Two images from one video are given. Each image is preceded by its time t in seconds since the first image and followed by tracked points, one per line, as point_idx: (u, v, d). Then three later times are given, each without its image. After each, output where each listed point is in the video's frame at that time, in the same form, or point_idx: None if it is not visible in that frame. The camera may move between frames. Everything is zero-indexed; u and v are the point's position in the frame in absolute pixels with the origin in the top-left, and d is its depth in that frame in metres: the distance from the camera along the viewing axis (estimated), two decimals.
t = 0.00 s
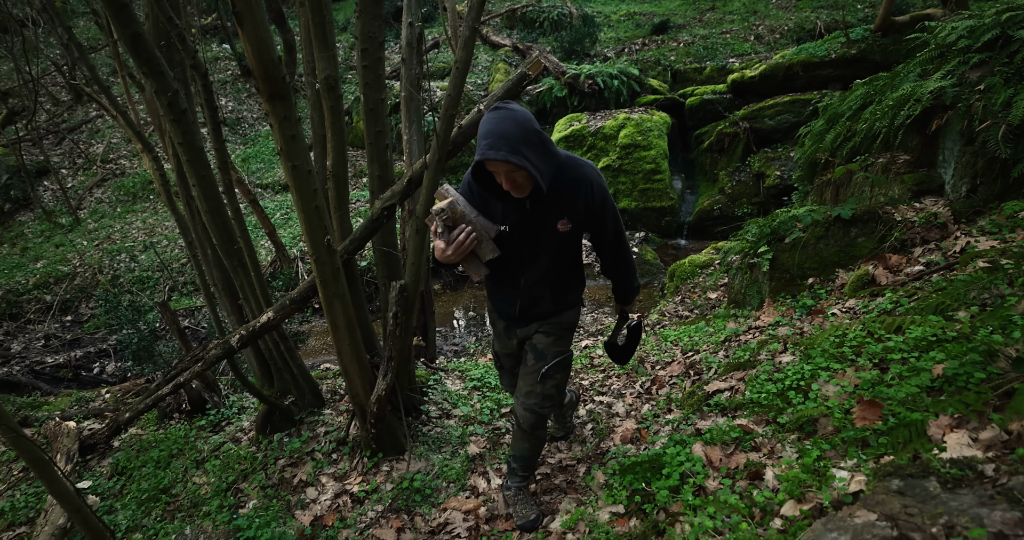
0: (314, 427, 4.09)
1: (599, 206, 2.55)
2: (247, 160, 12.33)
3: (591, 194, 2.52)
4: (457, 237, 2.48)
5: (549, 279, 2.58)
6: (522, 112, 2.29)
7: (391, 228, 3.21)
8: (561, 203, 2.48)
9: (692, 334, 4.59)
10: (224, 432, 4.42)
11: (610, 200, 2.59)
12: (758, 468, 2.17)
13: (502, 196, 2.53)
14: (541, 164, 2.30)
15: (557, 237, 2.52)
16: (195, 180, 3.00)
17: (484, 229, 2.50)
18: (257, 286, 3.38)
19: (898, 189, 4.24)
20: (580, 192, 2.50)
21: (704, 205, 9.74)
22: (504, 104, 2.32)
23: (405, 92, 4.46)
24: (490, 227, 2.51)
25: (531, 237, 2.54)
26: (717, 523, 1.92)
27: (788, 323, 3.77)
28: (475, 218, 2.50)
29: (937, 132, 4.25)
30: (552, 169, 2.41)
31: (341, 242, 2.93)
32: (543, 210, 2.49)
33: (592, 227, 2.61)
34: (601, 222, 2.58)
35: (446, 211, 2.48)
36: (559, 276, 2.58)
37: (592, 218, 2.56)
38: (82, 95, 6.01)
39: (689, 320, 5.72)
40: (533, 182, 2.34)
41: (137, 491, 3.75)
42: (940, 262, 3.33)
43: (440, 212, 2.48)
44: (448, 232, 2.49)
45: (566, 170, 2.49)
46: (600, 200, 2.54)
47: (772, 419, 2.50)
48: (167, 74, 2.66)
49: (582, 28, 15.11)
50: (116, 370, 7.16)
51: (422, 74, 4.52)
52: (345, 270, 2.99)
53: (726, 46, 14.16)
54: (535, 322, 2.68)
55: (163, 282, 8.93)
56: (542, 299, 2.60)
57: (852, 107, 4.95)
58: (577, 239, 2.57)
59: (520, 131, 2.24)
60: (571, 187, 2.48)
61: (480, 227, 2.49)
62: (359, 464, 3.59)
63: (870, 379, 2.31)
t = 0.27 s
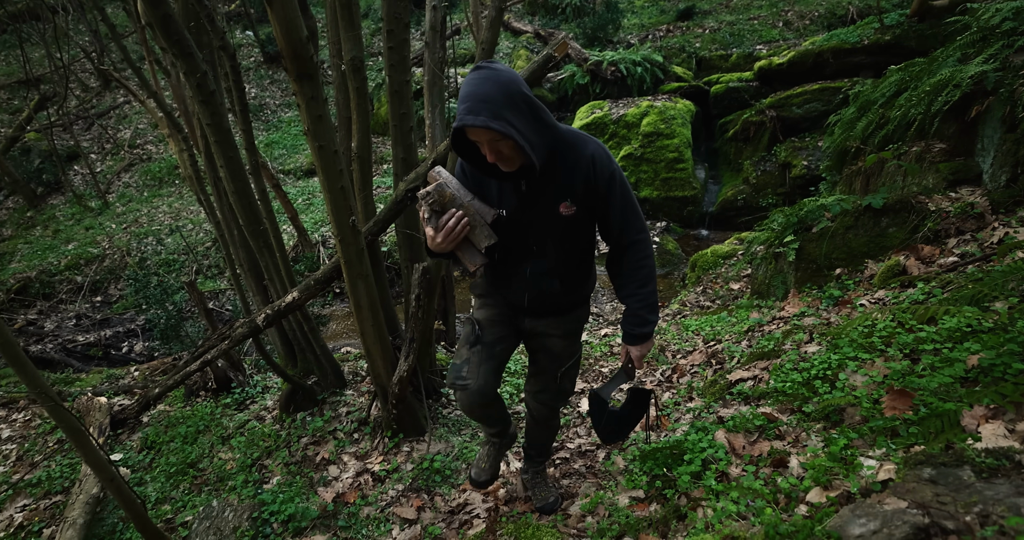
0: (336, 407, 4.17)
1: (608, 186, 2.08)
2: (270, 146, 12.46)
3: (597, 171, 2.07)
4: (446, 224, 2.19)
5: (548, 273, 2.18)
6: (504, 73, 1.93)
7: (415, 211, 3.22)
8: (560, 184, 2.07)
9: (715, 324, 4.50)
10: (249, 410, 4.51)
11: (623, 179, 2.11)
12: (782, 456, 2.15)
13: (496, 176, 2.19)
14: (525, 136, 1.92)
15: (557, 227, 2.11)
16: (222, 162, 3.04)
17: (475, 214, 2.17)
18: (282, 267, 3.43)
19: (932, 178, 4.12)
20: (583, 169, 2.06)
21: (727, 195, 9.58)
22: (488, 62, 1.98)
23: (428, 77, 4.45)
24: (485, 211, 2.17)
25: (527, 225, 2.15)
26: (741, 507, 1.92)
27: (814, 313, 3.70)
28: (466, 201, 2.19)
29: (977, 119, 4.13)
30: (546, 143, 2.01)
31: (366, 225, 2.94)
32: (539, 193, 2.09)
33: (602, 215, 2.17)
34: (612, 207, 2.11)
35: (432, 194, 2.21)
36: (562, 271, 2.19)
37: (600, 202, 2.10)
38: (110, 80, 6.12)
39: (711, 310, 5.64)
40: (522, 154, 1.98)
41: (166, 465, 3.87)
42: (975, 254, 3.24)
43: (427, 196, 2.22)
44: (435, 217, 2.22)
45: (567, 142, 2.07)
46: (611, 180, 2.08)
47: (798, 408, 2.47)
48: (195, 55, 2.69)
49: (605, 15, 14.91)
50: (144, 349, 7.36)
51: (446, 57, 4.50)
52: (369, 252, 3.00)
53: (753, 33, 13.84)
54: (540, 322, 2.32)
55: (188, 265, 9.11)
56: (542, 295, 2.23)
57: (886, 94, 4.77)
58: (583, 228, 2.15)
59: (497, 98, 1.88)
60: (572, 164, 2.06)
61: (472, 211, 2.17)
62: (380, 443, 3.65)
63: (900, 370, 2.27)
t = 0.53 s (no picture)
0: (360, 387, 4.26)
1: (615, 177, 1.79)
2: (296, 132, 12.61)
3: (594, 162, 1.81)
4: (439, 242, 2.08)
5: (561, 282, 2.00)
6: (470, 72, 1.74)
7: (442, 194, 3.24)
8: (555, 183, 1.85)
9: (739, 315, 4.48)
10: (276, 389, 4.62)
11: (633, 165, 1.79)
12: (808, 445, 2.14)
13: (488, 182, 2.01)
14: (500, 140, 1.73)
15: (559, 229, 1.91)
16: (254, 144, 3.08)
17: (472, 228, 2.05)
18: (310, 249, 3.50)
19: (971, 170, 4.01)
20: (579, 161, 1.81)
21: (754, 185, 9.42)
22: (456, 56, 1.79)
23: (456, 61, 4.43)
24: (485, 223, 2.04)
25: (526, 231, 1.97)
26: (768, 494, 1.94)
27: (842, 306, 3.64)
28: (460, 215, 2.07)
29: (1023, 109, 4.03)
30: (529, 142, 1.78)
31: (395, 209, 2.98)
32: (537, 197, 1.89)
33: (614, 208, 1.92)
34: (623, 201, 1.81)
35: (422, 214, 2.08)
36: (577, 275, 2.00)
37: (609, 197, 1.83)
38: (141, 64, 6.22)
39: (736, 301, 5.57)
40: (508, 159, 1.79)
41: (196, 440, 4.00)
42: (1014, 248, 3.15)
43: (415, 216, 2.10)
44: (429, 237, 2.11)
45: (561, 134, 1.85)
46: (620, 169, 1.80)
47: (825, 399, 2.44)
48: (229, 40, 2.74)
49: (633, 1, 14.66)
50: (173, 329, 7.57)
51: (474, 41, 4.47)
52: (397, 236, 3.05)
53: (786, 20, 13.49)
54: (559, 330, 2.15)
55: (216, 248, 9.31)
56: (556, 306, 2.05)
57: (924, 83, 4.61)
58: (592, 227, 1.91)
59: (460, 103, 1.70)
60: (568, 159, 1.82)
61: (468, 226, 2.05)
62: (403, 424, 3.72)
63: (932, 362, 2.24)
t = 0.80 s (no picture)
0: (384, 370, 4.34)
1: (579, 151, 1.58)
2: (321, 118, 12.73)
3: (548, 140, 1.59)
4: (389, 257, 1.93)
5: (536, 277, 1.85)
6: (377, 66, 1.48)
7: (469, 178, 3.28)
8: (510, 177, 1.64)
9: (764, 306, 4.44)
10: (302, 370, 4.74)
11: (605, 137, 1.56)
12: (834, 435, 2.15)
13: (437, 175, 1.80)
14: (429, 145, 1.51)
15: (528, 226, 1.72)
16: (286, 128, 3.14)
17: (427, 238, 1.90)
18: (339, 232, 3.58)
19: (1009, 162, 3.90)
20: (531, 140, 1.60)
21: (781, 177, 9.27)
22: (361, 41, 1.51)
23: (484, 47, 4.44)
24: (443, 231, 1.93)
25: (491, 232, 1.79)
26: (792, 481, 2.01)
27: (870, 299, 3.60)
28: (413, 223, 1.92)
29: None
30: (462, 139, 1.55)
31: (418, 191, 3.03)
32: (494, 194, 1.69)
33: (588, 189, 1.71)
34: (597, 174, 1.60)
35: (364, 227, 1.90)
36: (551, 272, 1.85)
37: (578, 175, 1.62)
38: (171, 49, 6.32)
39: (760, 293, 5.52)
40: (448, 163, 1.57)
41: (224, 417, 4.14)
42: None
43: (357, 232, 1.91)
44: (376, 251, 1.93)
45: (502, 112, 1.62)
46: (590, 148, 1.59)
47: (851, 390, 2.44)
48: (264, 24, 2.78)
49: None
50: (201, 310, 7.77)
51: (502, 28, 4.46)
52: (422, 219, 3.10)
53: (819, 7, 13.14)
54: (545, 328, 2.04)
55: (242, 231, 9.50)
56: (536, 304, 1.91)
57: (963, 72, 4.48)
58: (567, 213, 1.72)
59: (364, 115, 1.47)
60: (522, 148, 1.61)
61: (422, 235, 1.90)
62: (427, 407, 3.80)
63: (962, 355, 2.23)
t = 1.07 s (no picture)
0: (407, 354, 4.45)
1: (530, 61, 1.45)
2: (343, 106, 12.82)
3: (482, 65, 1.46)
4: (334, 224, 1.83)
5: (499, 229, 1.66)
6: None
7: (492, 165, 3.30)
8: (448, 110, 1.48)
9: (785, 298, 4.42)
10: (325, 353, 4.86)
11: (559, 42, 1.45)
12: (856, 425, 2.16)
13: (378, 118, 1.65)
14: (343, 74, 1.38)
15: (482, 170, 1.53)
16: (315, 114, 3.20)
17: (372, 196, 1.81)
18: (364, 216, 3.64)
19: None
20: (466, 60, 1.44)
21: (806, 168, 9.13)
22: None
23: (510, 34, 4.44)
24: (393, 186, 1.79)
25: (438, 183, 1.62)
26: (814, 468, 2.05)
27: (895, 291, 3.57)
28: (356, 182, 1.83)
29: None
30: (384, 66, 1.40)
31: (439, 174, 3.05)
32: (434, 136, 1.52)
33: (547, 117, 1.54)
34: (555, 84, 1.47)
35: (304, 192, 1.89)
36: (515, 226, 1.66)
37: (533, 90, 1.47)
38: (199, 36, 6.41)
39: (782, 284, 5.48)
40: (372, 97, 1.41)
41: (251, 397, 4.27)
42: None
43: (292, 198, 1.90)
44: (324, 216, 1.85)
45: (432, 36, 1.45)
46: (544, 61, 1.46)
47: (874, 381, 2.45)
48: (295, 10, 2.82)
49: None
50: (225, 294, 7.95)
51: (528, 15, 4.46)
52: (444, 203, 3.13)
53: None
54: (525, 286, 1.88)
55: (265, 217, 9.65)
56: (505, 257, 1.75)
57: (999, 61, 4.37)
58: (521, 149, 1.53)
59: (261, 50, 1.34)
60: (457, 73, 1.45)
61: (367, 193, 1.81)
62: (449, 391, 3.88)
63: (990, 347, 2.22)
